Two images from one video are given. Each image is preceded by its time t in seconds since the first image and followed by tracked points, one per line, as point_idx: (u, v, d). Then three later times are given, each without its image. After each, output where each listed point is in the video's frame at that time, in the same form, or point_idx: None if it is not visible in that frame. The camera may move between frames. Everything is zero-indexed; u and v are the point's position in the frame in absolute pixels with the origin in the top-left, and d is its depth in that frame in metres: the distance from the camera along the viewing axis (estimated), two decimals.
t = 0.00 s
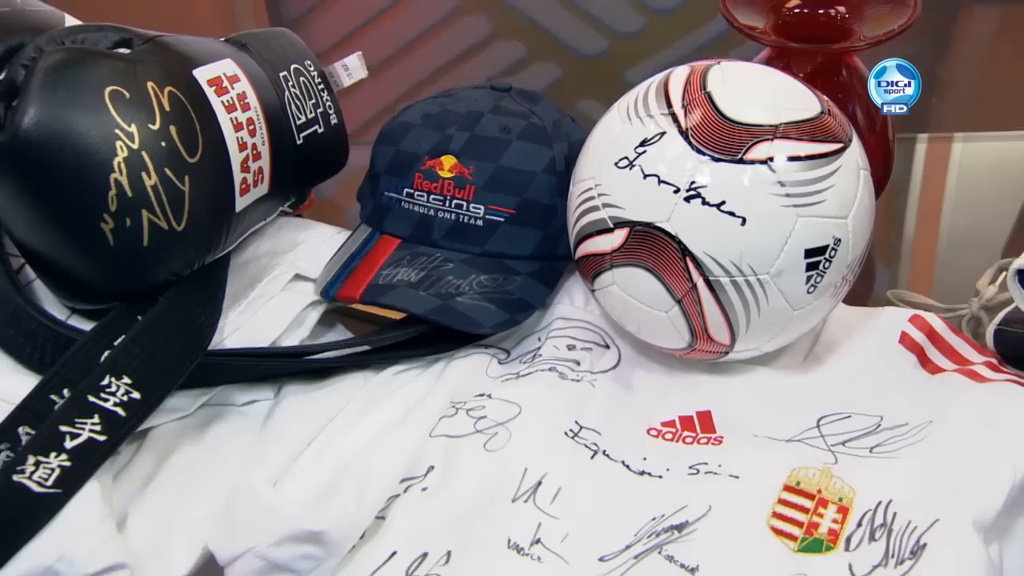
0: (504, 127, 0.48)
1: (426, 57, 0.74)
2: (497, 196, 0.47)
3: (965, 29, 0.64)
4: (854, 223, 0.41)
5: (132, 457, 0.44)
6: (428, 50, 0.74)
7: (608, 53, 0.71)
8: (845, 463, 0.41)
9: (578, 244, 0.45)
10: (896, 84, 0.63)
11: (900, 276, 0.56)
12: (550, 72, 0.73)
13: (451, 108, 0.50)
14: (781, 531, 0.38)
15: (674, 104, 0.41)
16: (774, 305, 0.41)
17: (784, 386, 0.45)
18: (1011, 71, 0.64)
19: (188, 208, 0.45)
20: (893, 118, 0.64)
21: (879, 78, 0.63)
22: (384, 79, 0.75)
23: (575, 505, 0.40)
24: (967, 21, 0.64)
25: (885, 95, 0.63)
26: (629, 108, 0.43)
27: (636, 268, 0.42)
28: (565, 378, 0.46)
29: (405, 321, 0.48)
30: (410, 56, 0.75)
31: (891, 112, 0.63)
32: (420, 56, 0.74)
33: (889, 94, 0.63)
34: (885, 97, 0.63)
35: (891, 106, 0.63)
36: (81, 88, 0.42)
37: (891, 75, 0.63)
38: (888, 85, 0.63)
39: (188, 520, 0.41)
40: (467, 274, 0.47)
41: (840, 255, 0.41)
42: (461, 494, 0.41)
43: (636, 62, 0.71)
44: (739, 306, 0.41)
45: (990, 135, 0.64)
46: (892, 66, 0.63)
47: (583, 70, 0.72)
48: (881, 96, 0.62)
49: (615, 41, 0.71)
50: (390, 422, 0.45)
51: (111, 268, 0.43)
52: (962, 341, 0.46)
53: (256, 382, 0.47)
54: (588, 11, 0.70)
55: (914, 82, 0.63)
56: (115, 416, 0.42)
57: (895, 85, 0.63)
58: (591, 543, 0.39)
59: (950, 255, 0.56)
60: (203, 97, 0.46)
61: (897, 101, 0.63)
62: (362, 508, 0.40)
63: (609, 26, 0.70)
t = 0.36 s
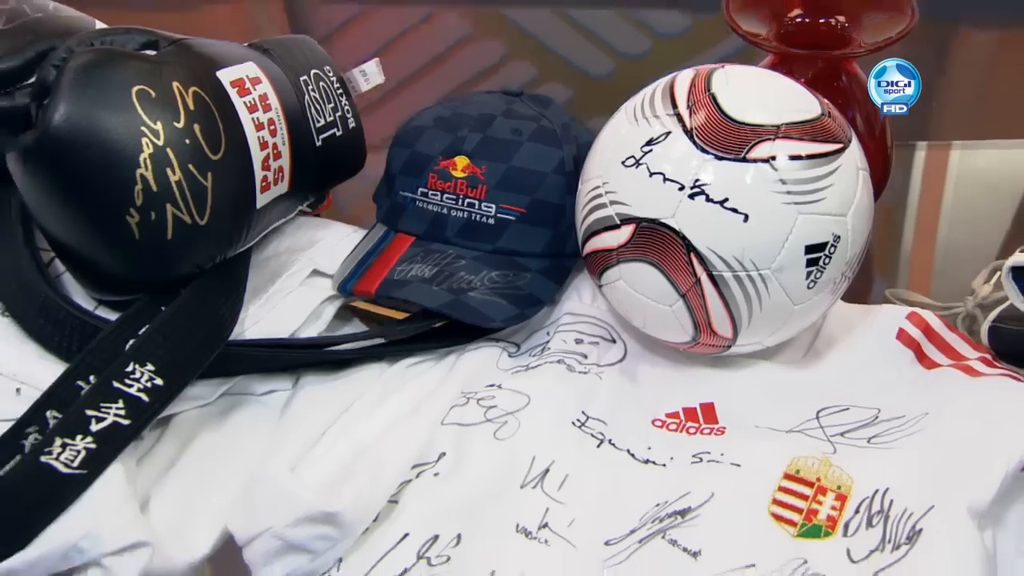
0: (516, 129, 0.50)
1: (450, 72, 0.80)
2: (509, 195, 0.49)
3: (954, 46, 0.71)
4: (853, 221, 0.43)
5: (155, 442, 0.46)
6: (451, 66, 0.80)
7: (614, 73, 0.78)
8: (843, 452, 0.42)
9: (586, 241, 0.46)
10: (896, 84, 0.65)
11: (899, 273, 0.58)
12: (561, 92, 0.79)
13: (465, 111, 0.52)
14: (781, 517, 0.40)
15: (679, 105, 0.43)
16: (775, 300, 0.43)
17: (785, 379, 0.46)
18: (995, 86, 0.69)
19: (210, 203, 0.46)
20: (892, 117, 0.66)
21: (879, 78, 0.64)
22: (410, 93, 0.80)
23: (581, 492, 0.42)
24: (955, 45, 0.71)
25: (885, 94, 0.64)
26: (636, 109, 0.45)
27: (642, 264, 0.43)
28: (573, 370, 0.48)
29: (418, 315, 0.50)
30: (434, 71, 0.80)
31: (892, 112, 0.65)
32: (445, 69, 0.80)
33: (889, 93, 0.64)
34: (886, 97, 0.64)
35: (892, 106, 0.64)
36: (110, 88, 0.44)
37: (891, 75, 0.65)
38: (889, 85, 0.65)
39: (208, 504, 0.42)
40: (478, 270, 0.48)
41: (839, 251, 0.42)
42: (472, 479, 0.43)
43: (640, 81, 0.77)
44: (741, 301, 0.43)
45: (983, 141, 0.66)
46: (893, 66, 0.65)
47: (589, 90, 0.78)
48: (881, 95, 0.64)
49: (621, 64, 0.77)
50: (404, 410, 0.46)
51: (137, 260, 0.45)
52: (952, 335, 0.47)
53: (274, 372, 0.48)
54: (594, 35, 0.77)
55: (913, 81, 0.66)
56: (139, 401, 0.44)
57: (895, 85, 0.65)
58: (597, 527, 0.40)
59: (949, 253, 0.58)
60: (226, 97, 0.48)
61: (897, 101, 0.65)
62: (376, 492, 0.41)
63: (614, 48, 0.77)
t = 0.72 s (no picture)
0: (522, 130, 0.52)
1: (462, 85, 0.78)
2: (515, 193, 0.50)
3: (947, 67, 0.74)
4: (847, 217, 0.44)
5: (173, 426, 0.47)
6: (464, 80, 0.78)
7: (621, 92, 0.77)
8: (837, 440, 0.44)
9: (589, 236, 0.48)
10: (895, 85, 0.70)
11: (898, 260, 0.59)
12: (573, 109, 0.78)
13: (474, 112, 0.54)
14: (777, 501, 0.42)
15: (679, 104, 0.44)
16: (772, 292, 0.44)
17: (780, 370, 0.48)
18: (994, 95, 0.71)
19: (227, 197, 0.48)
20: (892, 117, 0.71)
21: (878, 79, 0.71)
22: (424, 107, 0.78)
23: (582, 476, 0.44)
24: (950, 63, 0.74)
25: (884, 94, 0.70)
26: (639, 109, 0.46)
27: (643, 257, 0.45)
28: (576, 361, 0.49)
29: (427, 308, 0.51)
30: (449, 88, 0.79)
31: (892, 111, 0.70)
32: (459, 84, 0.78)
33: (889, 93, 0.70)
34: (885, 97, 0.70)
35: (891, 104, 0.70)
36: (132, 86, 0.45)
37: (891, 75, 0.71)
38: (888, 85, 0.71)
39: (224, 486, 0.44)
40: (485, 265, 0.50)
41: (834, 246, 0.44)
42: (478, 463, 0.44)
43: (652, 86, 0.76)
44: (738, 293, 0.44)
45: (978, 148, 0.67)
46: (892, 67, 0.71)
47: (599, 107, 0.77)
48: (880, 94, 0.70)
49: (625, 83, 0.78)
50: (412, 398, 0.48)
51: (157, 251, 0.47)
52: (946, 330, 0.48)
53: (288, 361, 0.50)
54: (599, 53, 0.79)
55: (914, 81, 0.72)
56: (157, 385, 0.45)
57: (894, 84, 0.71)
58: (598, 510, 0.42)
59: (944, 243, 0.60)
60: (244, 96, 0.49)
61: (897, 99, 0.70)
62: (385, 474, 0.43)
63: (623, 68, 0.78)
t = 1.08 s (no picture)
0: (527, 137, 0.54)
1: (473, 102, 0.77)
2: (520, 197, 0.52)
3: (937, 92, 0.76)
4: (840, 220, 0.46)
5: (190, 418, 0.49)
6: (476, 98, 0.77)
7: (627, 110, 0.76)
8: (829, 435, 0.45)
9: (591, 238, 0.49)
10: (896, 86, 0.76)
11: (892, 273, 0.61)
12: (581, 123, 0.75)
13: (481, 121, 0.56)
14: (770, 492, 0.43)
15: (678, 111, 0.46)
16: (767, 292, 0.46)
17: (777, 369, 0.49)
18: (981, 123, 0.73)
19: (244, 199, 0.50)
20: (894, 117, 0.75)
21: (879, 80, 0.76)
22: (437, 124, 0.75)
23: (583, 468, 0.45)
24: (940, 90, 0.77)
25: (885, 95, 0.75)
26: (640, 116, 0.48)
27: (643, 258, 0.47)
28: (578, 358, 0.51)
29: (434, 308, 0.53)
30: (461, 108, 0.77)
31: (893, 111, 0.75)
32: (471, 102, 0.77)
33: (889, 94, 0.75)
34: (886, 98, 0.75)
35: (891, 104, 0.75)
36: (153, 92, 0.48)
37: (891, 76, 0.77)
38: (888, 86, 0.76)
39: (238, 475, 0.46)
40: (491, 267, 0.52)
41: (827, 247, 0.46)
42: (483, 455, 0.46)
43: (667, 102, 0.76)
44: (734, 293, 0.46)
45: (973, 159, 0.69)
46: (892, 69, 0.77)
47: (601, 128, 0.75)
48: (881, 95, 0.75)
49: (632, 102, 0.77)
50: (420, 392, 0.49)
51: (176, 250, 0.49)
52: (933, 331, 0.50)
53: (301, 358, 0.52)
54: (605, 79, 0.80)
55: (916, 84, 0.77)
56: (175, 377, 0.47)
57: (894, 86, 0.76)
58: (597, 500, 0.44)
59: (936, 262, 0.61)
60: (260, 103, 0.51)
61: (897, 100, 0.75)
62: (394, 463, 0.45)
63: (626, 92, 0.78)
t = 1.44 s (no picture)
0: (529, 144, 0.56)
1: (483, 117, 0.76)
2: (522, 201, 0.54)
3: (929, 113, 0.79)
4: (828, 221, 0.48)
5: (203, 408, 0.51)
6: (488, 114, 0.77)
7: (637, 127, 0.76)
8: (818, 428, 0.47)
9: (589, 239, 0.51)
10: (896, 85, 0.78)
11: (883, 278, 0.63)
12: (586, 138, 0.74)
13: (485, 128, 0.58)
14: (761, 481, 0.45)
15: (673, 117, 0.48)
16: (758, 291, 0.48)
17: (770, 365, 0.51)
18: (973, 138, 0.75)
19: (257, 200, 0.52)
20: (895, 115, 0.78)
21: (879, 80, 0.78)
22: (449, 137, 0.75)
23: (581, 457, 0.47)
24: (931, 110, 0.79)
25: (885, 96, 0.78)
26: (637, 122, 0.50)
27: (638, 257, 0.48)
28: (576, 354, 0.53)
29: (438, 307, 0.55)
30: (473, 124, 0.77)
31: (892, 111, 0.78)
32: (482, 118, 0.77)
33: (888, 94, 0.77)
34: (886, 98, 0.77)
35: (891, 105, 0.77)
36: (170, 97, 0.50)
37: (891, 75, 0.78)
38: (889, 85, 0.78)
39: (248, 463, 0.48)
40: (494, 267, 0.54)
41: (815, 247, 0.47)
42: (485, 444, 0.48)
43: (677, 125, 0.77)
44: (727, 291, 0.48)
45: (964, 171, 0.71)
46: (892, 70, 0.78)
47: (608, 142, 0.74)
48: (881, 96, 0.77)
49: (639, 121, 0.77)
50: (424, 386, 0.51)
51: (191, 247, 0.51)
52: (919, 332, 0.52)
53: (310, 353, 0.54)
54: (607, 103, 0.82)
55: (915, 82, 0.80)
56: (188, 368, 0.49)
57: (892, 87, 0.78)
58: (594, 489, 0.46)
59: (927, 268, 0.63)
60: (273, 108, 0.54)
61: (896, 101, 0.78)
62: (399, 451, 0.47)
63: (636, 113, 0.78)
